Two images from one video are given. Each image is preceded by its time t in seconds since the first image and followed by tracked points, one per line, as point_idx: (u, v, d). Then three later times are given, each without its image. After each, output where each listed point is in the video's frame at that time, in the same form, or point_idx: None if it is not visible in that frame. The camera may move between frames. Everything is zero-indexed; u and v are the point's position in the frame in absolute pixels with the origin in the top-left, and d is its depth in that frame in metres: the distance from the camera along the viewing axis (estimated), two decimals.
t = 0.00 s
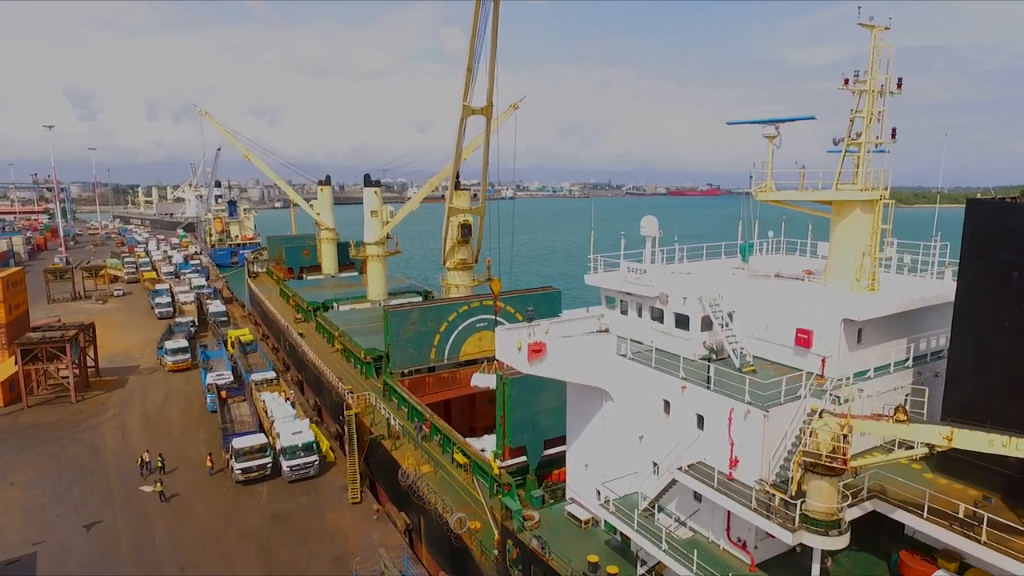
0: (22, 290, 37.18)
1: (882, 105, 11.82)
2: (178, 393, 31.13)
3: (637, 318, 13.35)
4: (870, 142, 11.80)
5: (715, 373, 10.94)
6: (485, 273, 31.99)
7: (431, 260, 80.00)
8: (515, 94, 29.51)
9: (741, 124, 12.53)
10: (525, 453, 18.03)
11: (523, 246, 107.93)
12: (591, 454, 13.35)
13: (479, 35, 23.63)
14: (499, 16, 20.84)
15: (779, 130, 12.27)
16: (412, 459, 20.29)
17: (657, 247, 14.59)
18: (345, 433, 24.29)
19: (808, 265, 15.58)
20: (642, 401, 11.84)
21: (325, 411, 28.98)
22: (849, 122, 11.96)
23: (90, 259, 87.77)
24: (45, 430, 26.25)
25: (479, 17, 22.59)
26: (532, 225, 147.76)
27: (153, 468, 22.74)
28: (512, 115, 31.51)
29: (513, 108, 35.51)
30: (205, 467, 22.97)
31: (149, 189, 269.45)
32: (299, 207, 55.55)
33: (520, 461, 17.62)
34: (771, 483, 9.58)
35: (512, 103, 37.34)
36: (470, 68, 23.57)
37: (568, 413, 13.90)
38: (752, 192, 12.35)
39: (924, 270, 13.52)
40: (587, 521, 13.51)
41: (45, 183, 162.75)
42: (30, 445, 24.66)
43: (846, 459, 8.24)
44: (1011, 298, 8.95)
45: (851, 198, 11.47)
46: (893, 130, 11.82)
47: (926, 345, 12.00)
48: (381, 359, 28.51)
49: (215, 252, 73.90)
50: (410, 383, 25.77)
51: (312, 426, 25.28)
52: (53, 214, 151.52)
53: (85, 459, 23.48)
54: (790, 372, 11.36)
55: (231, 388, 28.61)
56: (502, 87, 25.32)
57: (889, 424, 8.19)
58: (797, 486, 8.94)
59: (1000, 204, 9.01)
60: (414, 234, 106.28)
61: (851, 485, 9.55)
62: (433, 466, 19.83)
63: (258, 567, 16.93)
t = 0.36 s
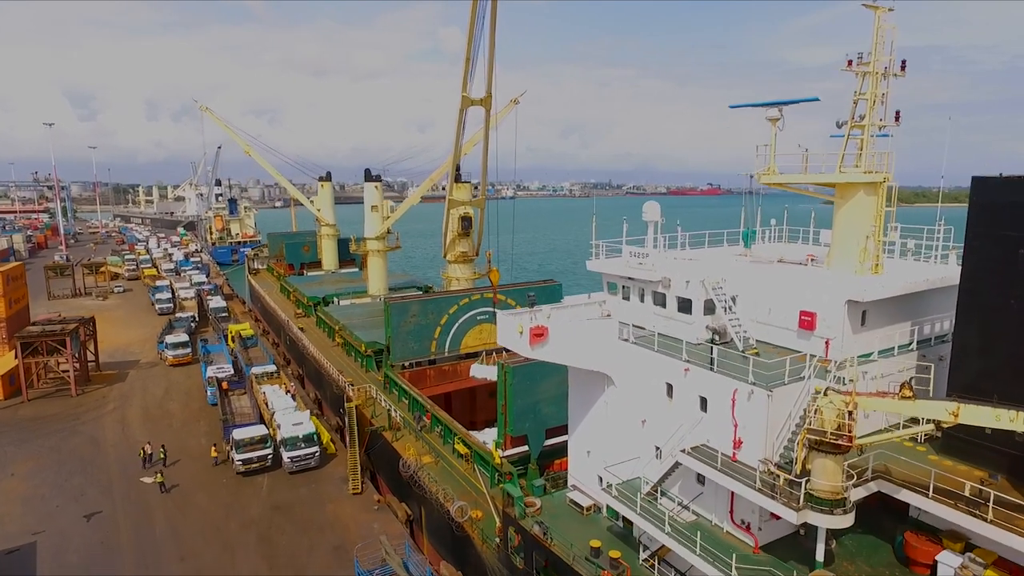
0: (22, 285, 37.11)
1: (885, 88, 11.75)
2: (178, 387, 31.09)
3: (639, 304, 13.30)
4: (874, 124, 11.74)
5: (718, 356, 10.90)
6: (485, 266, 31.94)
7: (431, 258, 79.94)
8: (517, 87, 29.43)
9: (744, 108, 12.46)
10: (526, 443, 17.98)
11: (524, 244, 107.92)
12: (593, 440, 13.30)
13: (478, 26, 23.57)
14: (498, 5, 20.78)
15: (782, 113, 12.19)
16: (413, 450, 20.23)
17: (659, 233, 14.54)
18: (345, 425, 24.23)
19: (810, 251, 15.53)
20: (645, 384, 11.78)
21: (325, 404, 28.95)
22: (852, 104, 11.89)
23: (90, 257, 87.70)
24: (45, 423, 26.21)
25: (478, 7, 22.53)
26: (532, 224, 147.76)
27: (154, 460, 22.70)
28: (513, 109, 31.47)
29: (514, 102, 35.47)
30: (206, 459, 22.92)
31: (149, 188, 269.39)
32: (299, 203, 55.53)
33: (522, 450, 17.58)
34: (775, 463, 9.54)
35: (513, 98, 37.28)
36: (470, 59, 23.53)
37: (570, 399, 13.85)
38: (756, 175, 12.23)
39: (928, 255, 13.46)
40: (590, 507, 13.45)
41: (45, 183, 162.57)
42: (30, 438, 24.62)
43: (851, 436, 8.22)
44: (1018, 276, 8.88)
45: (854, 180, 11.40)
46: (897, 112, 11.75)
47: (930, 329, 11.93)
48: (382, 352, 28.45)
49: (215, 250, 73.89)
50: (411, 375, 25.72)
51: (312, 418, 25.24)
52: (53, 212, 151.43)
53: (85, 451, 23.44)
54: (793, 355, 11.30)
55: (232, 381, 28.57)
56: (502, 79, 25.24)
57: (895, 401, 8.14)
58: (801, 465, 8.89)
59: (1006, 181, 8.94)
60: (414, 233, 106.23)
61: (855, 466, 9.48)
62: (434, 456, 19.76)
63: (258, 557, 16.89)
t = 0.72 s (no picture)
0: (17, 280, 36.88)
1: (887, 70, 11.69)
2: (175, 381, 30.93)
3: (639, 290, 13.21)
4: (876, 107, 11.67)
5: (719, 338, 10.81)
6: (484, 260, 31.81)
7: (430, 256, 79.73)
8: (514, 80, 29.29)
9: (744, 91, 12.38)
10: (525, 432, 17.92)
11: (523, 243, 107.80)
12: (593, 427, 13.20)
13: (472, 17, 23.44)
14: None
15: (782, 96, 12.12)
16: (412, 441, 20.12)
17: (659, 220, 14.45)
18: (343, 418, 24.10)
19: (811, 238, 15.45)
20: (645, 368, 11.70)
21: (323, 398, 28.86)
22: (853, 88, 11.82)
23: (86, 255, 87.36)
24: (41, 416, 26.05)
25: None
26: (531, 223, 147.43)
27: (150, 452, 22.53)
28: (511, 103, 31.37)
29: (512, 97, 35.39)
30: (204, 451, 22.76)
31: (146, 188, 268.73)
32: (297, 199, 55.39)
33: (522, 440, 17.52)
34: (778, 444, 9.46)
35: (512, 93, 37.17)
36: (465, 50, 23.43)
37: (570, 385, 13.76)
38: (756, 158, 12.14)
39: (929, 241, 13.37)
40: (589, 494, 13.35)
41: (44, 184, 162.30)
42: (27, 431, 24.47)
43: (855, 413, 8.14)
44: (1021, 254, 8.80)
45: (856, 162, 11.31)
46: (898, 95, 11.67)
47: (931, 313, 11.87)
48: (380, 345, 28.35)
49: (213, 248, 73.63)
50: (409, 368, 25.63)
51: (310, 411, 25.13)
52: (50, 211, 151.07)
53: (82, 444, 23.29)
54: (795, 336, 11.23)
55: (229, 375, 28.42)
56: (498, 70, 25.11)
57: (899, 377, 8.07)
58: (805, 444, 8.81)
59: (1010, 159, 8.84)
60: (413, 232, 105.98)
61: (858, 446, 9.40)
62: (432, 447, 19.65)
63: (256, 547, 16.78)
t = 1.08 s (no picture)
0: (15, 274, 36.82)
1: (886, 52, 11.60)
2: (173, 375, 30.87)
3: (637, 274, 13.15)
4: (875, 89, 11.58)
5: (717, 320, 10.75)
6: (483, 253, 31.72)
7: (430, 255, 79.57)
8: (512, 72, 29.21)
9: (742, 73, 12.31)
10: (523, 422, 17.87)
11: (522, 242, 107.51)
12: (590, 413, 13.14)
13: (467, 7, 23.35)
14: None
15: (781, 79, 12.03)
16: (409, 431, 20.06)
17: (658, 206, 14.38)
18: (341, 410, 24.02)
19: (809, 225, 15.36)
20: (643, 352, 11.63)
21: (322, 391, 28.82)
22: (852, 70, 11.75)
23: (85, 253, 87.28)
24: (39, 409, 26.02)
25: None
26: (531, 223, 147.15)
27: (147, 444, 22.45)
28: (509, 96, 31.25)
29: (511, 92, 35.29)
30: (201, 443, 22.67)
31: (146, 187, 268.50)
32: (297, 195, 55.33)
33: (520, 429, 17.47)
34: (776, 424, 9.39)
35: (511, 87, 37.01)
36: (461, 40, 23.38)
37: (567, 371, 13.70)
38: (755, 141, 12.06)
39: (929, 227, 13.30)
40: (587, 481, 13.28)
41: (44, 182, 162.15)
42: (23, 423, 24.42)
43: (854, 389, 8.08)
44: (1021, 232, 8.74)
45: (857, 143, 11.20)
46: (898, 76, 11.58)
47: (930, 297, 11.81)
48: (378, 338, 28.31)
49: (212, 245, 73.54)
50: (407, 361, 25.58)
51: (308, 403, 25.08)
52: (49, 209, 150.89)
53: (78, 435, 23.22)
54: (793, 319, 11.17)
55: (227, 368, 28.36)
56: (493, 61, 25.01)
57: (898, 352, 8.02)
58: (804, 423, 8.75)
59: (1010, 135, 8.76)
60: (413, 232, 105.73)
61: (857, 426, 9.32)
62: (430, 437, 19.61)
63: (253, 536, 16.70)
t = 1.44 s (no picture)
0: (14, 269, 36.79)
1: (887, 35, 11.52)
2: (172, 369, 30.80)
3: (637, 261, 13.09)
4: (876, 72, 11.50)
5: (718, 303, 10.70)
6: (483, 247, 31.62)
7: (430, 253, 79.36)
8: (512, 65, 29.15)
9: (742, 57, 12.23)
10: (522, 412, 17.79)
11: (523, 242, 107.16)
12: (590, 400, 13.09)
13: None
14: None
15: (781, 62, 11.95)
16: (408, 422, 19.99)
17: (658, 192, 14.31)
18: (340, 402, 23.95)
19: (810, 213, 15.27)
20: (642, 336, 11.54)
21: (321, 385, 28.75)
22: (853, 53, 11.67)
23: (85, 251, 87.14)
24: (37, 402, 25.98)
25: None
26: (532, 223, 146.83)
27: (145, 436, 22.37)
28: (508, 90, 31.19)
29: (511, 87, 35.22)
30: (200, 435, 22.58)
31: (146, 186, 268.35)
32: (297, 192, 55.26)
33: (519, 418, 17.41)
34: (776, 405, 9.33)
35: (511, 82, 36.91)
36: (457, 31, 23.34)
37: (566, 357, 13.65)
38: (756, 125, 11.99)
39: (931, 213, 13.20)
40: (586, 468, 13.20)
41: (44, 181, 162.13)
42: (22, 416, 24.36)
43: (855, 367, 8.05)
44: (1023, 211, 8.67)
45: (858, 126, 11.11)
46: (898, 60, 11.50)
47: (932, 282, 11.74)
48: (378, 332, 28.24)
49: (212, 243, 73.41)
50: (406, 354, 25.49)
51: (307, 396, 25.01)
52: (49, 207, 150.88)
53: (77, 428, 23.15)
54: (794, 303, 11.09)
55: (226, 362, 28.27)
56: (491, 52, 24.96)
57: (900, 330, 7.98)
58: (805, 403, 8.70)
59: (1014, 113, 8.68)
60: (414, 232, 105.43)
61: (858, 408, 9.26)
62: (429, 429, 19.54)
63: (251, 526, 16.63)
